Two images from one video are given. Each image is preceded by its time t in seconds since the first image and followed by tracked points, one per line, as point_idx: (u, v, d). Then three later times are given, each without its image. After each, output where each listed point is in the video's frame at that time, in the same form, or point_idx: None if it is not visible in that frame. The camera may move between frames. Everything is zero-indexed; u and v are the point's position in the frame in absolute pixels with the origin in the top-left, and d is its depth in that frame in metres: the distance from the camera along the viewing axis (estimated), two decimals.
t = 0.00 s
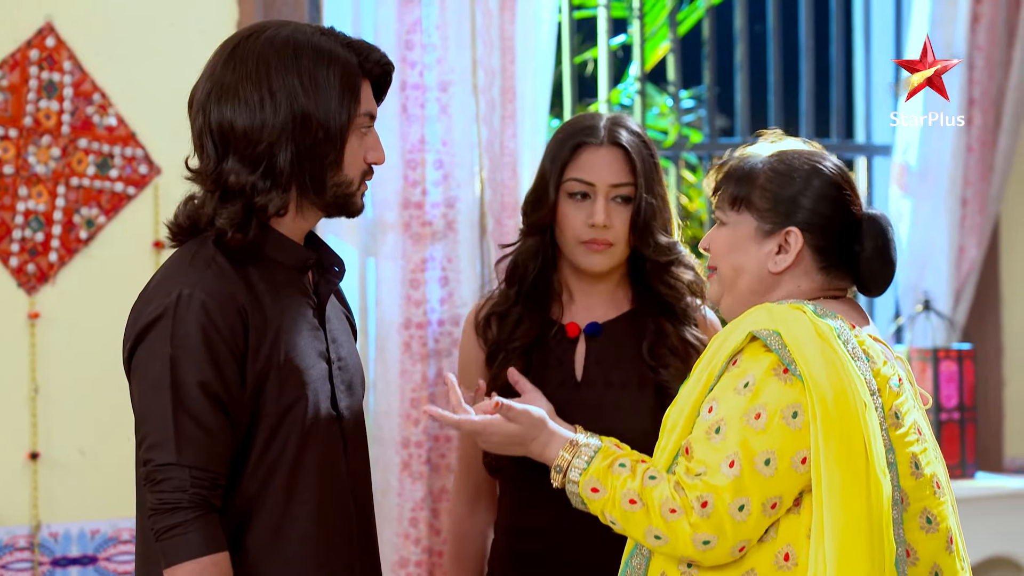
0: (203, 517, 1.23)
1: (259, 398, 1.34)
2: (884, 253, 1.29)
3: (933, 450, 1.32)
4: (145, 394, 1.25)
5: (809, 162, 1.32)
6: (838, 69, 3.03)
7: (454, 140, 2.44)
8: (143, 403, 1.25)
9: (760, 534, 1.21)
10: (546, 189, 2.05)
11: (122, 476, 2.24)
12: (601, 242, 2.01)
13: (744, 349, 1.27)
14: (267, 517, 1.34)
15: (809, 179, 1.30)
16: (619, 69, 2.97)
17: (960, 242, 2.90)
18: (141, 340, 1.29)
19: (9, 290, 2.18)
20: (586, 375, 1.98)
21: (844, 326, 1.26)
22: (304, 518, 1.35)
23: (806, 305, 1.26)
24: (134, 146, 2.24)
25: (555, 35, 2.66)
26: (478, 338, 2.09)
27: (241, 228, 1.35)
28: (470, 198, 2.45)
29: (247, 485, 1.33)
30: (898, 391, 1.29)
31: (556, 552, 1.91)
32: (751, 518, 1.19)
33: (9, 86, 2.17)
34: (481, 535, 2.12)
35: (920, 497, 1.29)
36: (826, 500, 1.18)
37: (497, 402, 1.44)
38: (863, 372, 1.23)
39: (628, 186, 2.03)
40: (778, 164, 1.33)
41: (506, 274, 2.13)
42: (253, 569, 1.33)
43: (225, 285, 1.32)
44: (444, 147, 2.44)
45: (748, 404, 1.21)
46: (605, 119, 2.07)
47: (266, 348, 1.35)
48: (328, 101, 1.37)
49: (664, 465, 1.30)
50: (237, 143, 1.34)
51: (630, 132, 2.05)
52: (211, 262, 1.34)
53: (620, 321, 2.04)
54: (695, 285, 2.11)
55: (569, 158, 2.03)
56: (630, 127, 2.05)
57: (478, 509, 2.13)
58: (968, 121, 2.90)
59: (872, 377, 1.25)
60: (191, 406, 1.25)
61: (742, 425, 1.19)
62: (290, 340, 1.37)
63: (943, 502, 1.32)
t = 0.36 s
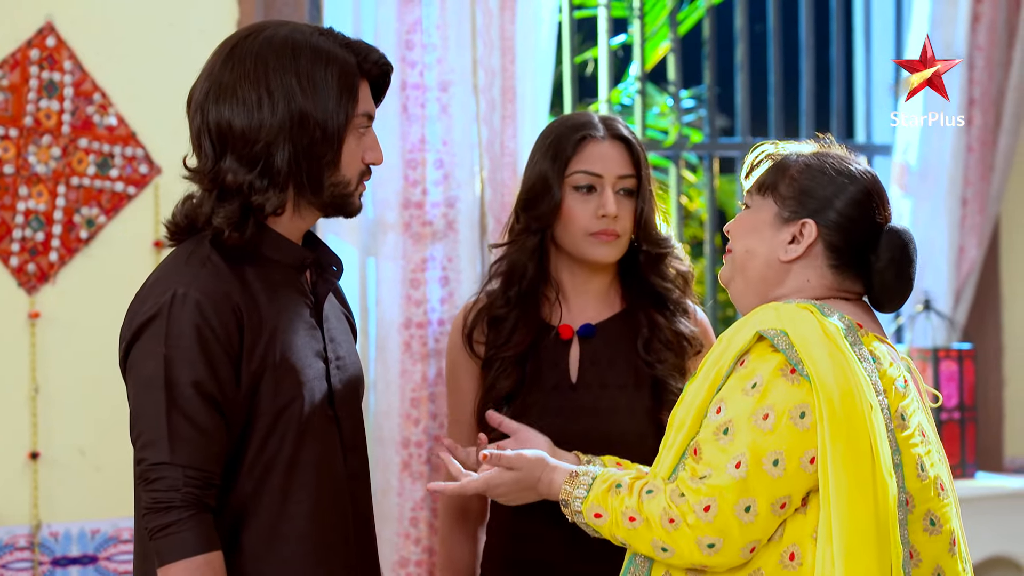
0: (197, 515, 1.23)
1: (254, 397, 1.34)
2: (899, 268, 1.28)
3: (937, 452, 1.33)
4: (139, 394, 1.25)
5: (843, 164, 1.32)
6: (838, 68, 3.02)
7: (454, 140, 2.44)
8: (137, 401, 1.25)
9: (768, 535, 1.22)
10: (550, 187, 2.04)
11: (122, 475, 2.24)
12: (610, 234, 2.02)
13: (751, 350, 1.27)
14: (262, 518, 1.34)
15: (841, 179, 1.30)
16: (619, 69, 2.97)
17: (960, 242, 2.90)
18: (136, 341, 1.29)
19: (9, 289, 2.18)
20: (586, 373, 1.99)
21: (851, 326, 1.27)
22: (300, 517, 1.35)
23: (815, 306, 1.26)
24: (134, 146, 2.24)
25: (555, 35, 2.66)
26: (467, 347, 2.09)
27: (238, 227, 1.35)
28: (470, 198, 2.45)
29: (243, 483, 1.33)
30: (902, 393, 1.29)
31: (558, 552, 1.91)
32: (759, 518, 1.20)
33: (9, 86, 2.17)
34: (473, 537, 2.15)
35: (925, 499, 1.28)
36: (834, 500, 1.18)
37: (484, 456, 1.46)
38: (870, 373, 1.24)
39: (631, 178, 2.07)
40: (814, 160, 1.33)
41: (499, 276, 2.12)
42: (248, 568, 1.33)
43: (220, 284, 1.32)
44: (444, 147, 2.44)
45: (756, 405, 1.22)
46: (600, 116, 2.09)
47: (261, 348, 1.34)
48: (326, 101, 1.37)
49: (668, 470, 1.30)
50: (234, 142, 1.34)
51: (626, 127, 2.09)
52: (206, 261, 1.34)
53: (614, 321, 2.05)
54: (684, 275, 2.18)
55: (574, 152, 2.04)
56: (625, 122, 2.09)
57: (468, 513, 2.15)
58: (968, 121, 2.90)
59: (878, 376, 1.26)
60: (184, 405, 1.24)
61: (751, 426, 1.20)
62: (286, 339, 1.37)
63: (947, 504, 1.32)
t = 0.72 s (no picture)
0: (197, 516, 1.23)
1: (253, 398, 1.34)
2: (896, 257, 1.24)
3: (940, 460, 1.32)
4: (137, 394, 1.25)
5: (839, 159, 1.31)
6: (839, 68, 3.05)
7: (454, 140, 2.44)
8: (136, 402, 1.25)
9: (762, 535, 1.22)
10: (549, 187, 2.04)
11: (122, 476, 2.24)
12: (609, 233, 2.02)
13: (752, 349, 1.27)
14: (262, 520, 1.34)
15: (834, 173, 1.29)
16: (619, 69, 2.96)
17: (960, 242, 2.90)
18: (135, 340, 1.29)
19: (9, 289, 2.18)
20: (587, 373, 1.99)
21: (854, 330, 1.26)
22: (300, 518, 1.35)
23: (817, 308, 1.27)
24: (134, 146, 2.24)
25: (555, 34, 2.66)
26: (467, 347, 2.09)
27: (237, 227, 1.35)
28: (470, 198, 2.45)
29: (242, 484, 1.33)
30: (906, 399, 1.29)
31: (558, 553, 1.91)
32: (749, 517, 1.20)
33: (9, 86, 2.17)
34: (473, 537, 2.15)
35: (925, 505, 1.28)
36: (831, 503, 1.18)
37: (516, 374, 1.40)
38: (870, 379, 1.25)
39: (629, 177, 2.07)
40: (811, 158, 1.33)
41: (498, 275, 2.12)
42: (247, 570, 1.33)
43: (219, 284, 1.32)
44: (444, 147, 2.44)
45: (754, 404, 1.21)
46: (597, 116, 2.09)
47: (260, 348, 1.35)
48: (324, 99, 1.37)
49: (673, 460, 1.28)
50: (233, 143, 1.34)
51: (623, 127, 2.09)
52: (205, 262, 1.34)
53: (613, 320, 2.06)
54: (683, 274, 2.18)
55: (573, 152, 2.04)
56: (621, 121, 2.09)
57: (469, 513, 2.14)
58: (968, 121, 2.90)
59: (880, 385, 1.26)
60: (185, 406, 1.24)
61: (747, 426, 1.20)
62: (285, 339, 1.38)
63: (950, 511, 1.31)
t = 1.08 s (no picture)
0: (199, 517, 1.23)
1: (254, 401, 1.34)
2: (921, 265, 1.26)
3: (938, 460, 1.29)
4: (140, 395, 1.25)
5: (861, 159, 1.29)
6: (839, 65, 3.08)
7: (455, 140, 2.44)
8: (137, 403, 1.25)
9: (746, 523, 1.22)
10: (548, 187, 2.05)
11: (123, 475, 2.24)
12: (608, 233, 2.01)
13: (749, 336, 1.27)
14: (264, 520, 1.34)
15: (860, 176, 1.27)
16: (619, 69, 2.95)
17: (960, 241, 2.90)
18: (135, 344, 1.29)
19: (9, 289, 2.18)
20: (588, 373, 1.99)
21: (854, 324, 1.24)
22: (300, 520, 1.35)
23: (817, 300, 1.25)
24: (134, 146, 2.24)
25: (555, 34, 2.66)
26: (467, 345, 2.09)
27: (238, 227, 1.36)
28: (470, 198, 2.45)
29: (244, 485, 1.33)
30: (906, 397, 1.26)
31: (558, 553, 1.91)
32: (732, 503, 1.19)
33: (9, 86, 2.17)
34: (474, 536, 2.15)
35: (917, 504, 1.25)
36: (814, 493, 1.17)
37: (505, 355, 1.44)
38: (864, 373, 1.22)
39: (628, 177, 2.06)
40: (833, 156, 1.30)
41: (499, 275, 2.12)
42: (248, 570, 1.33)
43: (220, 286, 1.32)
44: (444, 147, 2.44)
45: (743, 391, 1.21)
46: (597, 115, 2.09)
47: (261, 351, 1.34)
48: (324, 99, 1.37)
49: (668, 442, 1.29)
50: (233, 142, 1.34)
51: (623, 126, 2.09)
52: (205, 262, 1.34)
53: (612, 318, 2.06)
54: (684, 273, 2.18)
55: (571, 153, 2.04)
56: (620, 121, 2.09)
57: (470, 513, 2.14)
58: (968, 121, 2.90)
59: (876, 381, 1.23)
60: (185, 407, 1.24)
61: (734, 412, 1.19)
62: (285, 340, 1.37)
63: (946, 513, 1.28)
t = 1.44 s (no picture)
0: (201, 518, 1.23)
1: (257, 399, 1.34)
2: (906, 263, 1.25)
3: (933, 461, 1.29)
4: (142, 394, 1.25)
5: (845, 158, 1.29)
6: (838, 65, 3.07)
7: (455, 140, 2.44)
8: (140, 402, 1.25)
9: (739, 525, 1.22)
10: (548, 188, 2.05)
11: (123, 476, 2.24)
12: (605, 237, 2.02)
13: (740, 337, 1.27)
14: (266, 520, 1.34)
15: (842, 176, 1.27)
16: (619, 69, 2.95)
17: (960, 241, 2.90)
18: (137, 343, 1.29)
19: (9, 289, 2.18)
20: (588, 374, 1.99)
21: (847, 324, 1.24)
22: (302, 520, 1.35)
23: (809, 298, 1.26)
24: (134, 146, 2.24)
25: (555, 34, 2.67)
26: (470, 346, 2.08)
27: (241, 228, 1.36)
28: (470, 198, 2.45)
29: (246, 485, 1.33)
30: (900, 397, 1.26)
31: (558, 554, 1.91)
32: (725, 504, 1.19)
33: (9, 86, 2.17)
34: (475, 537, 2.15)
35: (910, 504, 1.25)
36: (806, 494, 1.17)
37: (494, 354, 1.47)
38: (858, 373, 1.23)
39: (628, 180, 2.06)
40: (816, 156, 1.30)
41: (500, 276, 2.12)
42: (249, 571, 1.33)
43: (222, 288, 1.32)
44: (444, 147, 2.44)
45: (735, 391, 1.21)
46: (597, 116, 2.09)
47: (263, 351, 1.34)
48: (327, 99, 1.37)
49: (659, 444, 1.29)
50: (235, 143, 1.34)
51: (623, 128, 2.08)
52: (208, 263, 1.34)
53: (614, 318, 2.07)
54: (684, 274, 2.18)
55: (571, 156, 2.04)
56: (622, 122, 2.08)
57: (472, 513, 2.14)
58: (968, 121, 2.90)
59: (870, 379, 1.23)
60: (187, 408, 1.24)
61: (726, 413, 1.19)
62: (288, 342, 1.38)
63: (940, 513, 1.28)
